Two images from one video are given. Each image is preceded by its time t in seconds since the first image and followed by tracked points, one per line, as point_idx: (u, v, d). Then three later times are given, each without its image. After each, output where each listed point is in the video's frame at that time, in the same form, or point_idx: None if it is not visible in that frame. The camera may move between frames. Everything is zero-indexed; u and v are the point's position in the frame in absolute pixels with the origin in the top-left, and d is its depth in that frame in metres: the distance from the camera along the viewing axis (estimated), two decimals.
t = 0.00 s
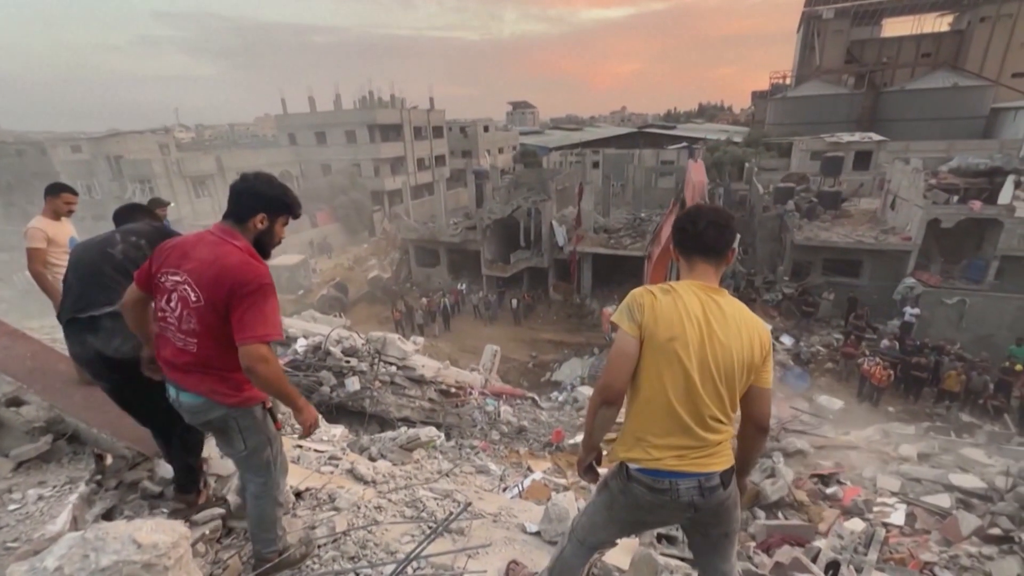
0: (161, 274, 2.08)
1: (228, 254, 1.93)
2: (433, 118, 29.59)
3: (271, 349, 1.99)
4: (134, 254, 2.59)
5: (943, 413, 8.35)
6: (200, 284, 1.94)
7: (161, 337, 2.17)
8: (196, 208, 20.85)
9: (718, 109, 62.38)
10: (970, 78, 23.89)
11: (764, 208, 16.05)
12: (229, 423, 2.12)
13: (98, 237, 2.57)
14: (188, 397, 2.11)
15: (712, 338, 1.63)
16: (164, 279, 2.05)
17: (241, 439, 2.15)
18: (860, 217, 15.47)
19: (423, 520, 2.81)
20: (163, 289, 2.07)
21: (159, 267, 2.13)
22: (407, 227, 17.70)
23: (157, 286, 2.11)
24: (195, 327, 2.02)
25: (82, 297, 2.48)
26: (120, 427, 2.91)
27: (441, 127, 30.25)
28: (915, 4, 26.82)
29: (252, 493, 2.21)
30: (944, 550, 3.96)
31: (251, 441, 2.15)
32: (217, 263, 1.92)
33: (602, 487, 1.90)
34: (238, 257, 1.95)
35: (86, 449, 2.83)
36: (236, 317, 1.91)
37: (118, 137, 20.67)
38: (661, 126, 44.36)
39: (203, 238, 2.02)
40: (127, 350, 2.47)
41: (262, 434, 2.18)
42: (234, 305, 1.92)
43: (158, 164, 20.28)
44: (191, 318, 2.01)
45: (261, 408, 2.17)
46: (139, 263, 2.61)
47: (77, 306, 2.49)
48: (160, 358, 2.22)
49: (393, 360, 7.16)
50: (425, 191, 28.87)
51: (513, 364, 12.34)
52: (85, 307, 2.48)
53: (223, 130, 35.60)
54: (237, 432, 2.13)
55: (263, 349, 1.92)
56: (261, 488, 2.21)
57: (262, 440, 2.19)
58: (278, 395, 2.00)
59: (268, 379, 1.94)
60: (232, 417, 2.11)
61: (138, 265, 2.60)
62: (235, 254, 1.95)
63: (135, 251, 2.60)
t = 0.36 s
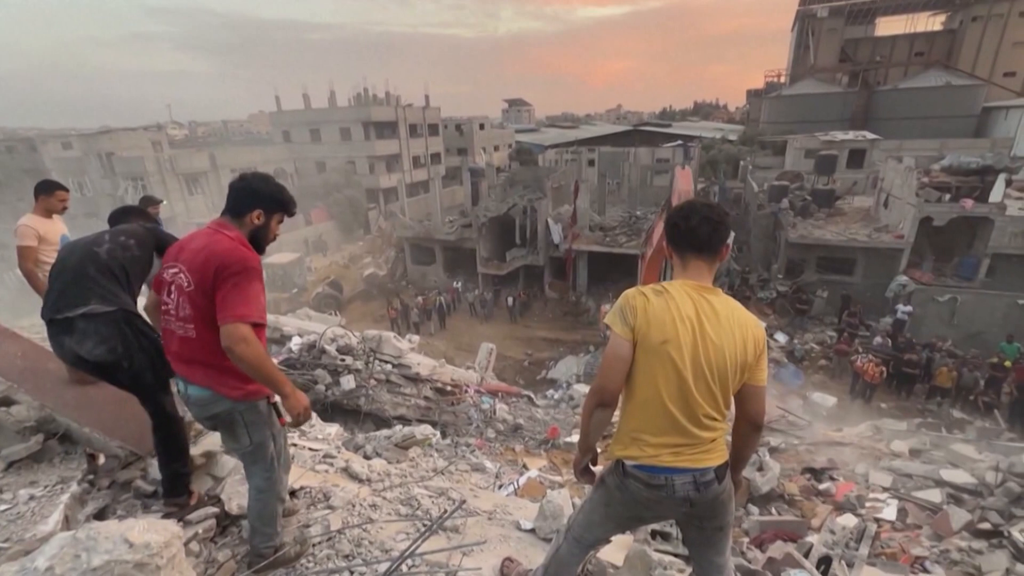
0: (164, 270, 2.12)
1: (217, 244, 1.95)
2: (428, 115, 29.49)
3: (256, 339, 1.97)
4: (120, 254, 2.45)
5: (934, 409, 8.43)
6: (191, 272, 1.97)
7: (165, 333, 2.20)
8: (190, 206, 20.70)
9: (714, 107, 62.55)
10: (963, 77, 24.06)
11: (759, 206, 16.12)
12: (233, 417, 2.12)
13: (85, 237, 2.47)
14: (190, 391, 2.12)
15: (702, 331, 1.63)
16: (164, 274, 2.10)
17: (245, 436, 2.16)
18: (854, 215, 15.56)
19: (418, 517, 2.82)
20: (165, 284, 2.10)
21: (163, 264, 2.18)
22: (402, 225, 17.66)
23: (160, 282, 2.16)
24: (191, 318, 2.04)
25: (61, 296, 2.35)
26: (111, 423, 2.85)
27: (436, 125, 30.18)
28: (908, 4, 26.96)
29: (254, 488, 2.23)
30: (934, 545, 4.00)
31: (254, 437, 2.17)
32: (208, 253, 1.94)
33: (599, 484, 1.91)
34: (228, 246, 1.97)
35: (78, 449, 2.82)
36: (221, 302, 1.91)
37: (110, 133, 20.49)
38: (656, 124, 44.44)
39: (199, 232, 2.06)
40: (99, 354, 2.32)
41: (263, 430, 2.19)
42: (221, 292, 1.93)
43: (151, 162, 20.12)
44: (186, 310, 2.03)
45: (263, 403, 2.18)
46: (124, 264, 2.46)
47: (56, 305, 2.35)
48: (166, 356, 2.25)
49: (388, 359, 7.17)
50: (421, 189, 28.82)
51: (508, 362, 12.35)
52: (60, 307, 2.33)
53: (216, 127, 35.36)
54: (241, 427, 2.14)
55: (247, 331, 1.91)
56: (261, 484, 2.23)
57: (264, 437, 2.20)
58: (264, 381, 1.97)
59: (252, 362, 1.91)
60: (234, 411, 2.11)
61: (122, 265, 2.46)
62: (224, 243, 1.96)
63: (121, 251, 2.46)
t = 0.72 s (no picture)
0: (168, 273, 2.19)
1: (212, 249, 2.00)
2: (419, 112, 29.34)
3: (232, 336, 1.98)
4: (106, 249, 2.41)
5: (918, 403, 8.58)
6: (184, 274, 2.02)
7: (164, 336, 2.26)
8: (176, 203, 20.42)
9: (703, 105, 62.88)
10: (946, 77, 24.43)
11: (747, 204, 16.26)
12: (232, 415, 2.16)
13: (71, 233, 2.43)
14: (184, 394, 2.16)
15: (686, 329, 1.66)
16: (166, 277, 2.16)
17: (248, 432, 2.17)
18: (840, 213, 15.73)
19: (406, 515, 2.83)
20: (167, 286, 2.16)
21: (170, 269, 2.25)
22: (393, 222, 17.58)
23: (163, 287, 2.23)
24: (183, 318, 2.08)
25: (44, 290, 2.29)
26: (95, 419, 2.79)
27: (426, 121, 30.04)
28: (894, 4, 27.30)
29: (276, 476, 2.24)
30: (917, 536, 4.07)
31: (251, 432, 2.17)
32: (202, 255, 1.99)
33: (587, 480, 1.92)
34: (224, 252, 2.02)
35: (59, 451, 2.78)
36: (207, 302, 1.95)
37: (93, 129, 20.11)
38: (647, 121, 44.60)
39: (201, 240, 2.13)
40: (83, 349, 2.29)
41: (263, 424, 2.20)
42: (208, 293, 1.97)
43: (136, 158, 19.84)
44: (178, 310, 2.07)
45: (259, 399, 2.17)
46: (111, 260, 2.42)
47: (40, 299, 2.30)
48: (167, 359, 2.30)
49: (378, 357, 7.15)
50: (411, 186, 28.68)
51: (499, 359, 12.35)
52: (45, 300, 2.27)
53: (202, 123, 34.87)
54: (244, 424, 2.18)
55: (223, 329, 1.94)
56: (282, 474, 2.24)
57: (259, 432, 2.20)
58: (236, 382, 1.98)
59: (223, 360, 1.93)
60: (228, 409, 2.14)
61: (108, 261, 2.41)
62: (218, 250, 2.01)
63: (108, 247, 2.43)
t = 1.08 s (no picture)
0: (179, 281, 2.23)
1: (215, 256, 2.02)
2: (409, 108, 29.16)
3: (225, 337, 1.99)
4: (85, 252, 2.33)
5: (902, 396, 8.74)
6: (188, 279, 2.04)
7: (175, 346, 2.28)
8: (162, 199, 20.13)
9: (693, 102, 63.21)
10: (931, 75, 24.76)
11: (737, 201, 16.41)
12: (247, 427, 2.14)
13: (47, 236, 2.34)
14: (189, 404, 2.16)
15: (670, 324, 1.67)
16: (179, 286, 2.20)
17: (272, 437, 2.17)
18: (828, 210, 15.89)
19: (396, 513, 2.83)
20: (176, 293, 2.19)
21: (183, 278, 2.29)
22: (383, 219, 17.47)
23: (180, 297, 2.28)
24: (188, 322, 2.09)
25: (14, 299, 2.22)
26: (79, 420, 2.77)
27: (417, 117, 29.88)
28: (880, 3, 27.59)
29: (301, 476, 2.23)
30: (900, 527, 4.15)
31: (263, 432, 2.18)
32: (206, 262, 2.02)
33: (575, 476, 1.93)
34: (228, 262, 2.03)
35: (41, 451, 2.76)
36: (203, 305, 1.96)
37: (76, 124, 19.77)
38: (637, 118, 44.74)
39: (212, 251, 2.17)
40: (58, 357, 2.23)
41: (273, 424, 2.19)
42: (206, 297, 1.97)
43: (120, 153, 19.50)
44: (181, 314, 2.09)
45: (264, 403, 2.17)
46: (88, 265, 2.34)
47: (12, 307, 2.23)
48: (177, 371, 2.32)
49: (369, 354, 7.13)
50: (401, 183, 28.55)
51: (491, 356, 12.36)
52: (15, 310, 2.20)
53: (188, 118, 34.37)
54: (255, 432, 2.16)
55: (215, 329, 1.94)
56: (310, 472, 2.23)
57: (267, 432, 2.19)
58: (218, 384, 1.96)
59: (206, 359, 1.92)
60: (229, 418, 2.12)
61: (82, 265, 2.32)
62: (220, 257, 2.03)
63: (86, 250, 2.34)
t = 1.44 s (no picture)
0: (219, 286, 2.11)
1: (285, 277, 1.96)
2: (397, 101, 28.91)
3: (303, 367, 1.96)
4: (74, 251, 2.29)
5: (884, 387, 8.90)
6: (251, 296, 1.95)
7: (196, 350, 2.16)
8: (145, 194, 19.81)
9: (683, 97, 63.41)
10: (916, 71, 25.06)
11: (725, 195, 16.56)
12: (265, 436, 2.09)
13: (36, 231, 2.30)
14: (213, 414, 2.10)
15: (652, 315, 1.69)
16: (220, 292, 2.07)
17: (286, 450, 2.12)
18: (814, 204, 16.06)
19: (384, 507, 2.85)
20: (215, 298, 2.08)
21: (219, 281, 2.17)
22: (372, 213, 17.34)
23: (209, 299, 2.14)
24: (237, 337, 2.01)
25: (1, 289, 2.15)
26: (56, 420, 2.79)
27: (406, 111, 29.65)
28: None
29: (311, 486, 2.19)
30: (881, 515, 4.24)
31: (287, 444, 2.14)
32: (275, 280, 1.95)
33: (560, 468, 1.95)
34: (295, 282, 1.99)
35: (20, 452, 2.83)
36: (280, 331, 1.91)
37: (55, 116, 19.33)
38: (627, 113, 44.76)
39: (265, 262, 2.07)
40: (46, 352, 2.15)
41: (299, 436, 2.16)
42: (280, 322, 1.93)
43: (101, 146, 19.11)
44: (233, 328, 1.99)
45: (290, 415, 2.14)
46: (77, 264, 2.30)
47: None
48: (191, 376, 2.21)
49: (358, 349, 7.15)
50: (390, 177, 28.36)
51: (481, 351, 12.37)
52: None
53: (172, 111, 33.77)
54: (274, 442, 2.13)
55: (300, 362, 1.89)
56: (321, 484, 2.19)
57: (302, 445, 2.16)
58: (309, 419, 1.94)
59: (303, 397, 1.89)
60: (263, 429, 2.10)
61: (73, 263, 2.29)
62: (291, 280, 1.98)
63: (75, 249, 2.30)
